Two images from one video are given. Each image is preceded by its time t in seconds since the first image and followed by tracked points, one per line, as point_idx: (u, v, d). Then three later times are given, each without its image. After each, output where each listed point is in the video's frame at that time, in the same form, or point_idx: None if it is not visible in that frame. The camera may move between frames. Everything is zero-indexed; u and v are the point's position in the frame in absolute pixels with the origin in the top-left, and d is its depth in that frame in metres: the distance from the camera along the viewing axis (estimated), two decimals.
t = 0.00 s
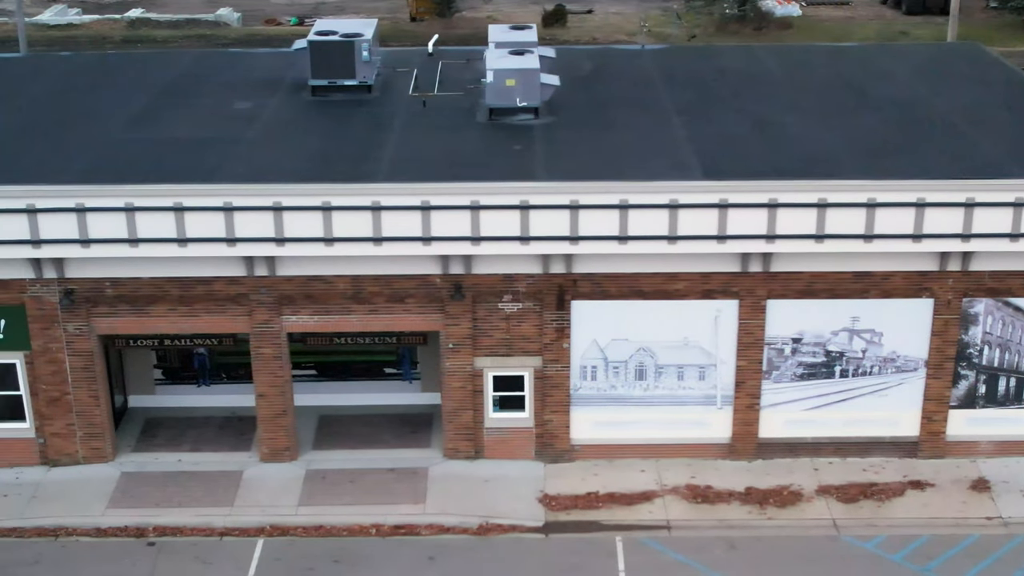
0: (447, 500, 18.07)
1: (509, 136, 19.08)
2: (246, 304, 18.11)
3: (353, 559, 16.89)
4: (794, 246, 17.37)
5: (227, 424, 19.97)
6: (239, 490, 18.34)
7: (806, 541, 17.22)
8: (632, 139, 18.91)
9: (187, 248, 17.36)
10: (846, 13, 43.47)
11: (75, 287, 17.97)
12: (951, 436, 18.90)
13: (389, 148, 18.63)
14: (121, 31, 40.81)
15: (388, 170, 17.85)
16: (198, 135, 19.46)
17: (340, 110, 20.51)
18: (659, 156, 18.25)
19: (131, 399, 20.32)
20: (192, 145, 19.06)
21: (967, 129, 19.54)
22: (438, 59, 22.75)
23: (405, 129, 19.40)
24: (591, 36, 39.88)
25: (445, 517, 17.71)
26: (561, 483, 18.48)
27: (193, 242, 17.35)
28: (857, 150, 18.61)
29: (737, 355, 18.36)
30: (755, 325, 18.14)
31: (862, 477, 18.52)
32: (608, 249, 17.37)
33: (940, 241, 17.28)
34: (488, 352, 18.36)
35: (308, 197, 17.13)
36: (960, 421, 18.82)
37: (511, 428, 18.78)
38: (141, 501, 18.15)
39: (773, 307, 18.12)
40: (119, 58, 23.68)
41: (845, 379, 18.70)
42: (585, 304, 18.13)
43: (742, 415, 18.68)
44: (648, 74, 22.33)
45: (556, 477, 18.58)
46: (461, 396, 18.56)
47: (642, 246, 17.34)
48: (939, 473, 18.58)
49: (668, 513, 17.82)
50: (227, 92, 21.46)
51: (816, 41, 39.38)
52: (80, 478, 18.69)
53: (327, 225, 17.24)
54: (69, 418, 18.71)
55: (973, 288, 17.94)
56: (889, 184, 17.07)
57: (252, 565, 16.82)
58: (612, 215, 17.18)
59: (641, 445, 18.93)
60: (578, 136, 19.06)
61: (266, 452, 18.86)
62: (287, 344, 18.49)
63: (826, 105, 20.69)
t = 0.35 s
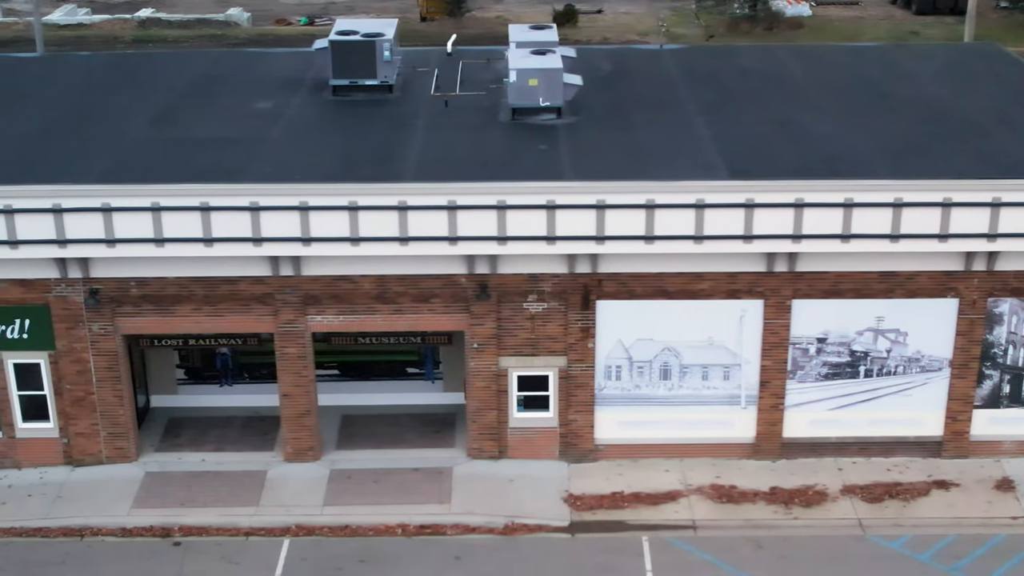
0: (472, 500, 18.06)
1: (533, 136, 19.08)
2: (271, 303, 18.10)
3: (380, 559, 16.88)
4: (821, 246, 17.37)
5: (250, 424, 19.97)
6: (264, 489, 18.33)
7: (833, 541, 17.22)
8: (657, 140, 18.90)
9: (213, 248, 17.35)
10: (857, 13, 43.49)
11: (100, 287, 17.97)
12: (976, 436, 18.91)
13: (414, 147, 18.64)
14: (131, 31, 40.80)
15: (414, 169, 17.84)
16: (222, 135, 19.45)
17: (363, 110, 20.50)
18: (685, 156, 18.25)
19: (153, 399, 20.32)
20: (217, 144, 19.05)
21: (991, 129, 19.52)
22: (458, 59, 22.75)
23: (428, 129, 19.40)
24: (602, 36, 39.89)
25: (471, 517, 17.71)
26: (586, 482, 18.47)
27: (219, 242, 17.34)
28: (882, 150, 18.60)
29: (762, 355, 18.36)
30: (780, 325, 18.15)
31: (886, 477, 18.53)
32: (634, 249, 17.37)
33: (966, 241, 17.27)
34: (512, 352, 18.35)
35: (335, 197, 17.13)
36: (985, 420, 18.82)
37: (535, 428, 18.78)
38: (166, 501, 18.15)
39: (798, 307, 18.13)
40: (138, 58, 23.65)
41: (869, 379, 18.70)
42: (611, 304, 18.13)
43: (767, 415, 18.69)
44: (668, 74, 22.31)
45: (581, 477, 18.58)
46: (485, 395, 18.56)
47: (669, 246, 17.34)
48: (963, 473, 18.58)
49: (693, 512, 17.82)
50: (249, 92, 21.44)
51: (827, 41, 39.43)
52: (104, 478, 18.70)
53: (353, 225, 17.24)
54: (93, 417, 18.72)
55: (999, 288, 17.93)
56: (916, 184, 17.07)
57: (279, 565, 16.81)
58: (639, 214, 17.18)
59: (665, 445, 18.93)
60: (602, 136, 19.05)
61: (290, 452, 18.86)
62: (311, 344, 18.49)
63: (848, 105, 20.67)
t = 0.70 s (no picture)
0: (497, 500, 18.06)
1: (557, 136, 19.07)
2: (296, 303, 18.09)
3: (407, 559, 16.87)
4: (847, 245, 17.37)
5: (273, 424, 19.96)
6: (289, 489, 18.32)
7: (859, 541, 17.21)
8: (681, 139, 18.88)
9: (239, 248, 17.35)
10: (866, 13, 43.53)
11: (125, 287, 17.96)
12: (1000, 436, 18.91)
13: (439, 147, 18.64)
14: (142, 31, 40.79)
15: (440, 169, 17.84)
16: (246, 134, 19.44)
17: (385, 109, 20.50)
18: (711, 156, 18.25)
19: (176, 399, 20.31)
20: (241, 144, 19.04)
21: (1015, 129, 19.50)
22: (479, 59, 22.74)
23: (452, 129, 19.40)
24: (613, 36, 39.91)
25: (497, 517, 17.70)
26: (611, 482, 18.47)
27: (246, 242, 17.33)
28: (907, 150, 18.59)
29: (787, 355, 18.36)
30: (805, 325, 18.15)
31: (911, 477, 18.53)
32: (660, 249, 17.37)
33: (992, 240, 17.26)
34: (537, 352, 18.35)
35: (361, 197, 17.13)
36: (1009, 420, 18.82)
37: (560, 428, 18.78)
38: (191, 501, 18.14)
39: (823, 306, 18.12)
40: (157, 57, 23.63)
41: (894, 379, 18.70)
42: (636, 304, 18.12)
43: (791, 415, 18.69)
44: (689, 73, 22.30)
45: (605, 477, 18.58)
46: (510, 395, 18.55)
47: (695, 246, 17.34)
48: (988, 473, 18.57)
49: (719, 512, 17.82)
50: (270, 92, 21.42)
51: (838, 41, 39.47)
52: (128, 478, 18.69)
53: (380, 224, 17.23)
54: (117, 417, 18.70)
55: None
56: (942, 184, 17.06)
57: (305, 565, 16.79)
58: (665, 214, 17.19)
59: (690, 445, 18.93)
60: (626, 136, 19.04)
61: (314, 452, 18.85)
62: (336, 344, 18.48)
63: (870, 105, 20.66)
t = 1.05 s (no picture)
0: (523, 499, 18.05)
1: (581, 135, 19.07)
2: (321, 302, 18.08)
3: (434, 559, 16.86)
4: (873, 245, 17.36)
5: (296, 424, 19.95)
6: (314, 489, 18.31)
7: (886, 540, 17.20)
8: (706, 139, 18.88)
9: (265, 247, 17.34)
10: (877, 13, 43.56)
11: (151, 287, 17.95)
12: None
13: (463, 146, 18.64)
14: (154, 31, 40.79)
15: (466, 168, 17.84)
16: (269, 134, 19.43)
17: (407, 108, 20.49)
18: (737, 156, 18.24)
19: (198, 399, 20.31)
20: (266, 143, 19.03)
21: None
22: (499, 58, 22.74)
23: (476, 128, 19.39)
24: (625, 36, 39.92)
25: (523, 516, 17.70)
26: (636, 482, 18.47)
27: (272, 241, 17.32)
28: (932, 149, 18.59)
29: (812, 355, 18.36)
30: (831, 324, 18.15)
31: (935, 476, 18.53)
32: (687, 248, 17.36)
33: (1019, 240, 17.23)
34: (562, 351, 18.34)
35: (388, 196, 17.12)
36: None
37: (585, 427, 18.77)
38: (216, 500, 18.13)
39: (849, 306, 18.11)
40: (176, 57, 23.59)
41: (919, 378, 18.70)
42: (661, 303, 18.12)
43: (816, 414, 18.69)
44: (709, 73, 22.28)
45: (630, 476, 18.58)
46: (535, 394, 18.55)
47: (722, 245, 17.33)
48: (1013, 472, 18.56)
49: (745, 512, 17.82)
50: (292, 92, 21.40)
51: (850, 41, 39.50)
52: (153, 477, 18.68)
53: (406, 224, 17.22)
54: (141, 417, 18.69)
55: None
56: (969, 183, 17.04)
57: (333, 565, 16.78)
58: (692, 213, 17.17)
59: (714, 444, 18.93)
60: (650, 135, 19.04)
61: (339, 452, 18.85)
62: (361, 343, 18.47)
63: (893, 104, 20.64)
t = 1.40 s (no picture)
0: (548, 499, 18.05)
1: (605, 134, 19.07)
2: (347, 302, 18.08)
3: (461, 558, 16.86)
4: (900, 244, 17.37)
5: (319, 423, 19.95)
6: (339, 488, 18.31)
7: (912, 539, 17.21)
8: (730, 139, 18.88)
9: (292, 247, 17.33)
10: (887, 12, 43.58)
11: (176, 286, 17.94)
12: None
13: (488, 145, 18.64)
14: (165, 30, 40.76)
15: (492, 168, 17.84)
16: (292, 133, 19.42)
17: (429, 108, 20.50)
18: (762, 155, 18.25)
19: (221, 398, 20.31)
20: (289, 143, 19.03)
21: None
22: (519, 58, 22.74)
23: (499, 127, 19.39)
24: (636, 36, 39.93)
25: (549, 516, 17.70)
26: (661, 481, 18.47)
27: (298, 240, 17.32)
28: (957, 149, 18.59)
29: (837, 354, 18.36)
30: (856, 323, 18.16)
31: (960, 475, 18.53)
32: (713, 248, 17.36)
33: None
34: (587, 351, 18.35)
35: (415, 195, 17.12)
36: None
37: (609, 427, 18.77)
38: (241, 500, 18.13)
39: (874, 305, 18.12)
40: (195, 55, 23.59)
41: (943, 377, 18.70)
42: (686, 302, 18.12)
43: (840, 414, 18.70)
44: (729, 72, 22.28)
45: (655, 475, 18.58)
46: (560, 394, 18.56)
47: (748, 244, 17.33)
48: None
49: (770, 511, 17.82)
50: (313, 91, 21.40)
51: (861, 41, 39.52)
52: (177, 477, 18.68)
53: (433, 223, 17.22)
54: (165, 417, 18.68)
55: None
56: (996, 183, 17.03)
57: (360, 564, 16.78)
58: (719, 213, 17.17)
59: (739, 444, 18.93)
60: (674, 135, 19.04)
61: (363, 451, 18.84)
62: (385, 342, 18.47)
63: (915, 104, 20.64)
